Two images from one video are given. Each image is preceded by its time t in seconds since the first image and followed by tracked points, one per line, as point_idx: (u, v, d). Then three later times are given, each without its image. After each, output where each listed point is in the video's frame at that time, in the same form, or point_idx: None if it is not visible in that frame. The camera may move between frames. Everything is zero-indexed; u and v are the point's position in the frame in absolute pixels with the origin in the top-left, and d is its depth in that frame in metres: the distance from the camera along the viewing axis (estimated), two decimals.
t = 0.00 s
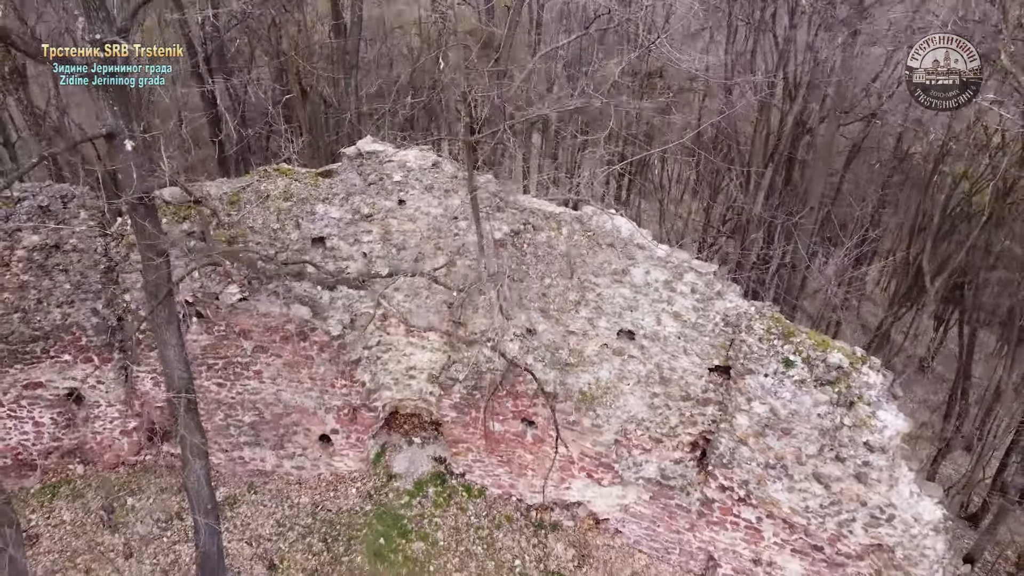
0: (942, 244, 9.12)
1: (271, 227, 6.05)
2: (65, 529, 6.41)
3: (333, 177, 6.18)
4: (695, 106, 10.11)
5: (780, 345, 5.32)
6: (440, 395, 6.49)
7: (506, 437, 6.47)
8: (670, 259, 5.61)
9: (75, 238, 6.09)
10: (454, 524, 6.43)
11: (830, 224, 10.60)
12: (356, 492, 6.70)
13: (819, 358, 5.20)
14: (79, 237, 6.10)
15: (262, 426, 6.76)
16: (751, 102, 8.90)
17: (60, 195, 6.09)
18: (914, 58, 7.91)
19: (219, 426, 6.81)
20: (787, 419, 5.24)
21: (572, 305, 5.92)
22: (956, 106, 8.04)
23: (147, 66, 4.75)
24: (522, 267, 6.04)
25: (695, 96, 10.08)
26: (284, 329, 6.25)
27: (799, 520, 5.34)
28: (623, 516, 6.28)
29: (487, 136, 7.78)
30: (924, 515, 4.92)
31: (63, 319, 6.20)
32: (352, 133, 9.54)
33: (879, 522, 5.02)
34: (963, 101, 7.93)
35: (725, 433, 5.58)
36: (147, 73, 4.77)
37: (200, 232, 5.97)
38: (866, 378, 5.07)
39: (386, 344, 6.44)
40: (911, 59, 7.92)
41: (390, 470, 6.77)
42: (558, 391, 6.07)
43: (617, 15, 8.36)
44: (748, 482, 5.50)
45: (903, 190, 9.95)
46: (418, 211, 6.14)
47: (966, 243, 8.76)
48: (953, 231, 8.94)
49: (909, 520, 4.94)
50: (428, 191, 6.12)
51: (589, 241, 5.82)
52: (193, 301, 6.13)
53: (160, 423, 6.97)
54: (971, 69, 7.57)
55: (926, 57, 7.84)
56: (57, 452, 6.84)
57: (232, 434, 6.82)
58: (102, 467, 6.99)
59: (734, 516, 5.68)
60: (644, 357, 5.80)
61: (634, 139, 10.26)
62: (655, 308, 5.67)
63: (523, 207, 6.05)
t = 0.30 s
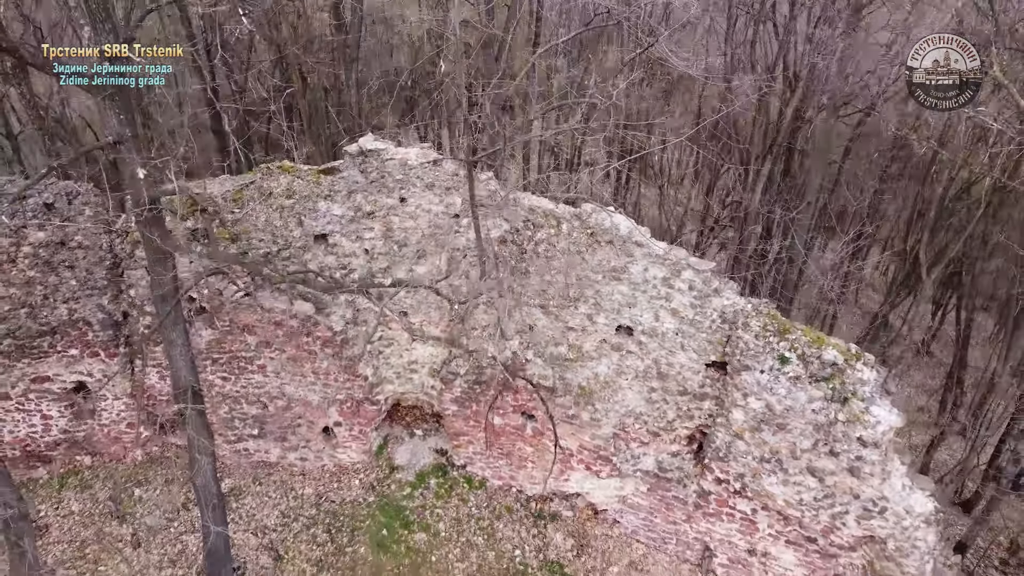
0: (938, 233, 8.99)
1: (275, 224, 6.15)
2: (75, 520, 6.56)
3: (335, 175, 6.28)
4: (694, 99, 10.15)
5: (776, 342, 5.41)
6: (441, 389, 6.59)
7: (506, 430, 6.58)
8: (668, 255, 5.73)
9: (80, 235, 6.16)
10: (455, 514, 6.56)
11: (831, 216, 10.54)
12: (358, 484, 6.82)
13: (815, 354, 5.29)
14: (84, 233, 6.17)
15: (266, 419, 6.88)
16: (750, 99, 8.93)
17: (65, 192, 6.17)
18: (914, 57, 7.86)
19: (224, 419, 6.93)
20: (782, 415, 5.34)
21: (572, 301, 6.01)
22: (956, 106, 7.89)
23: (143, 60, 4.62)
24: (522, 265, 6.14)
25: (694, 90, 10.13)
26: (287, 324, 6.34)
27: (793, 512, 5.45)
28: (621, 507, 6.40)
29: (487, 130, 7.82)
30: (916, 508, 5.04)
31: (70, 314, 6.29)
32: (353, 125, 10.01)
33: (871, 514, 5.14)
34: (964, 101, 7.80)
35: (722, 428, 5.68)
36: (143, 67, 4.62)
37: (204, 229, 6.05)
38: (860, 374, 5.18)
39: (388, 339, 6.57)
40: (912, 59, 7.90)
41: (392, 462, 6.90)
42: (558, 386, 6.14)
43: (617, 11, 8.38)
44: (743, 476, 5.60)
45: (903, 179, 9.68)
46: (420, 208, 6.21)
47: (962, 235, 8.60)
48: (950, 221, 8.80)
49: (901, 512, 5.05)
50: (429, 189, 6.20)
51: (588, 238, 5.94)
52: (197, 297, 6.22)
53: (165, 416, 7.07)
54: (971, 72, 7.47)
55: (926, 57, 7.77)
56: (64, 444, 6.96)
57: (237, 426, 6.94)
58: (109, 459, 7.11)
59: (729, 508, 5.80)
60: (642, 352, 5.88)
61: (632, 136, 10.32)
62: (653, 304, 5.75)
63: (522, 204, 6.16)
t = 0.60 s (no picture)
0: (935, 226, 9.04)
1: (277, 221, 6.24)
2: (85, 510, 6.70)
3: (337, 171, 6.30)
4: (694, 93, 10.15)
5: (771, 338, 5.47)
6: (443, 382, 6.73)
7: (507, 423, 6.69)
8: (666, 252, 5.75)
9: (85, 231, 6.23)
10: (457, 505, 6.68)
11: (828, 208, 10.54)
12: (362, 474, 6.95)
13: (810, 351, 5.37)
14: (89, 230, 6.23)
15: (270, 411, 7.00)
16: (751, 93, 8.92)
17: (70, 189, 6.20)
18: (915, 58, 7.87)
19: (229, 411, 7.04)
20: (777, 410, 5.44)
21: (572, 297, 6.08)
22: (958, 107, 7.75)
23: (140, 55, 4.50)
24: (523, 261, 6.21)
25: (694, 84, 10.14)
26: (291, 319, 6.41)
27: (788, 504, 5.57)
28: (619, 498, 6.54)
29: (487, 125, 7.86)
30: (908, 500, 5.14)
31: (76, 310, 6.37)
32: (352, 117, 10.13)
33: (864, 506, 5.26)
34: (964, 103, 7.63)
35: (718, 422, 5.80)
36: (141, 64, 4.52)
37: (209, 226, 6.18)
38: (855, 370, 5.23)
39: (390, 333, 6.61)
40: (912, 59, 7.93)
41: (394, 454, 7.01)
42: (557, 380, 6.29)
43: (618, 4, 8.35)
44: (739, 468, 5.72)
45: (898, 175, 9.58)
46: (421, 205, 6.27)
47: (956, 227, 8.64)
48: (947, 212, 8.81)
49: (894, 504, 5.16)
50: (430, 186, 6.23)
51: (588, 235, 5.97)
52: (201, 293, 6.29)
53: (171, 408, 7.19)
54: (969, 71, 7.31)
55: (927, 57, 7.77)
56: (71, 435, 7.08)
57: (242, 418, 7.07)
58: (116, 450, 7.25)
59: (726, 499, 5.91)
60: (640, 347, 5.96)
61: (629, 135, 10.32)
62: (651, 300, 5.82)
63: (523, 201, 6.18)
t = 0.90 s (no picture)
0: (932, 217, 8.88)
1: (279, 217, 6.31)
2: (93, 500, 6.84)
3: (339, 168, 6.32)
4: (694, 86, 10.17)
5: (768, 334, 5.55)
6: (444, 375, 6.84)
7: (506, 415, 6.81)
8: (665, 249, 5.79)
9: (90, 227, 6.31)
10: (458, 496, 6.81)
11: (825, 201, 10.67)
12: (365, 466, 7.09)
13: (805, 346, 5.46)
14: (94, 226, 6.32)
15: (274, 404, 7.13)
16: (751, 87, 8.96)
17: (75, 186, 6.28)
18: (915, 58, 7.60)
19: (234, 403, 7.17)
20: (773, 404, 5.53)
21: (571, 293, 6.15)
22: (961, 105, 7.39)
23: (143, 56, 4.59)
24: (523, 257, 6.29)
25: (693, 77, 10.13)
26: (295, 313, 6.51)
27: (782, 496, 5.70)
28: (616, 488, 6.67)
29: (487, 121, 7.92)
30: (900, 492, 5.26)
31: (81, 305, 6.45)
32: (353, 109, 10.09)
33: (857, 498, 5.37)
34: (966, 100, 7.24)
35: (714, 415, 5.90)
36: (143, 65, 4.61)
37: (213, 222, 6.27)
38: (849, 365, 5.32)
39: (391, 327, 6.70)
40: (912, 58, 7.63)
41: (397, 445, 7.14)
42: (556, 374, 6.41)
43: None
44: (735, 461, 5.85)
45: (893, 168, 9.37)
46: (422, 202, 6.30)
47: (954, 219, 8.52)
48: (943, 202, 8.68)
49: (887, 496, 5.28)
50: (432, 183, 6.26)
51: (587, 233, 6.02)
52: (205, 288, 6.37)
53: (177, 400, 7.31)
54: (971, 68, 7.05)
55: (927, 57, 7.47)
56: (78, 427, 7.21)
57: (247, 410, 7.20)
58: (122, 441, 7.39)
59: (722, 491, 6.04)
60: (638, 343, 6.05)
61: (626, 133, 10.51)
62: (650, 296, 5.89)
63: (522, 198, 6.23)
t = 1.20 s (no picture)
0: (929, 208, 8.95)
1: (283, 213, 6.39)
2: (101, 490, 6.98)
3: (341, 164, 6.42)
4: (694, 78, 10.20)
5: (764, 330, 5.64)
6: (445, 368, 6.94)
7: (507, 407, 6.93)
8: (664, 246, 5.88)
9: (96, 223, 6.39)
10: (460, 486, 6.93)
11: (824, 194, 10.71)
12: (368, 456, 7.21)
13: (801, 342, 5.55)
14: (99, 222, 6.39)
15: (278, 395, 7.25)
16: (750, 80, 8.98)
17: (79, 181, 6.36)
18: (914, 58, 7.50)
19: (239, 395, 7.29)
20: (769, 398, 5.63)
21: (571, 289, 6.24)
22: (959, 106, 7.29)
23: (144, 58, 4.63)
24: (523, 253, 6.36)
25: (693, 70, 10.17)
26: (298, 307, 6.61)
27: (778, 487, 5.82)
28: (615, 478, 6.79)
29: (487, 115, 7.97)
30: (893, 484, 5.37)
31: (87, 299, 6.54)
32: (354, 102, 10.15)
33: (851, 490, 5.49)
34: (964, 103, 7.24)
35: (711, 409, 6.00)
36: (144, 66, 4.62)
37: (216, 218, 6.35)
38: (844, 361, 5.43)
39: (393, 321, 6.80)
40: (912, 59, 7.53)
41: (400, 437, 7.25)
42: (556, 367, 6.52)
43: None
44: (731, 453, 5.96)
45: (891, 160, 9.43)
46: (423, 198, 6.37)
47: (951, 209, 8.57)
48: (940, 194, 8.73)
49: (880, 488, 5.39)
50: (433, 180, 6.32)
51: (587, 229, 6.10)
52: (209, 283, 6.45)
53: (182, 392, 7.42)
54: (971, 69, 7.10)
55: (927, 56, 7.37)
56: (85, 417, 7.33)
57: (251, 402, 7.32)
58: (129, 431, 7.51)
59: (718, 482, 6.16)
60: (637, 337, 6.14)
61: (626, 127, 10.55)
62: (648, 291, 5.97)
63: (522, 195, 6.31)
